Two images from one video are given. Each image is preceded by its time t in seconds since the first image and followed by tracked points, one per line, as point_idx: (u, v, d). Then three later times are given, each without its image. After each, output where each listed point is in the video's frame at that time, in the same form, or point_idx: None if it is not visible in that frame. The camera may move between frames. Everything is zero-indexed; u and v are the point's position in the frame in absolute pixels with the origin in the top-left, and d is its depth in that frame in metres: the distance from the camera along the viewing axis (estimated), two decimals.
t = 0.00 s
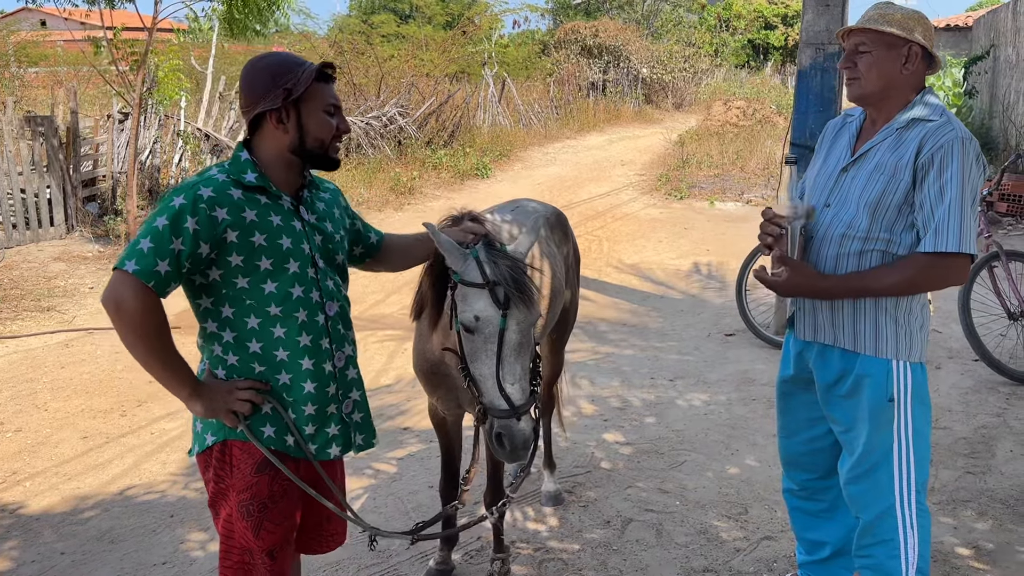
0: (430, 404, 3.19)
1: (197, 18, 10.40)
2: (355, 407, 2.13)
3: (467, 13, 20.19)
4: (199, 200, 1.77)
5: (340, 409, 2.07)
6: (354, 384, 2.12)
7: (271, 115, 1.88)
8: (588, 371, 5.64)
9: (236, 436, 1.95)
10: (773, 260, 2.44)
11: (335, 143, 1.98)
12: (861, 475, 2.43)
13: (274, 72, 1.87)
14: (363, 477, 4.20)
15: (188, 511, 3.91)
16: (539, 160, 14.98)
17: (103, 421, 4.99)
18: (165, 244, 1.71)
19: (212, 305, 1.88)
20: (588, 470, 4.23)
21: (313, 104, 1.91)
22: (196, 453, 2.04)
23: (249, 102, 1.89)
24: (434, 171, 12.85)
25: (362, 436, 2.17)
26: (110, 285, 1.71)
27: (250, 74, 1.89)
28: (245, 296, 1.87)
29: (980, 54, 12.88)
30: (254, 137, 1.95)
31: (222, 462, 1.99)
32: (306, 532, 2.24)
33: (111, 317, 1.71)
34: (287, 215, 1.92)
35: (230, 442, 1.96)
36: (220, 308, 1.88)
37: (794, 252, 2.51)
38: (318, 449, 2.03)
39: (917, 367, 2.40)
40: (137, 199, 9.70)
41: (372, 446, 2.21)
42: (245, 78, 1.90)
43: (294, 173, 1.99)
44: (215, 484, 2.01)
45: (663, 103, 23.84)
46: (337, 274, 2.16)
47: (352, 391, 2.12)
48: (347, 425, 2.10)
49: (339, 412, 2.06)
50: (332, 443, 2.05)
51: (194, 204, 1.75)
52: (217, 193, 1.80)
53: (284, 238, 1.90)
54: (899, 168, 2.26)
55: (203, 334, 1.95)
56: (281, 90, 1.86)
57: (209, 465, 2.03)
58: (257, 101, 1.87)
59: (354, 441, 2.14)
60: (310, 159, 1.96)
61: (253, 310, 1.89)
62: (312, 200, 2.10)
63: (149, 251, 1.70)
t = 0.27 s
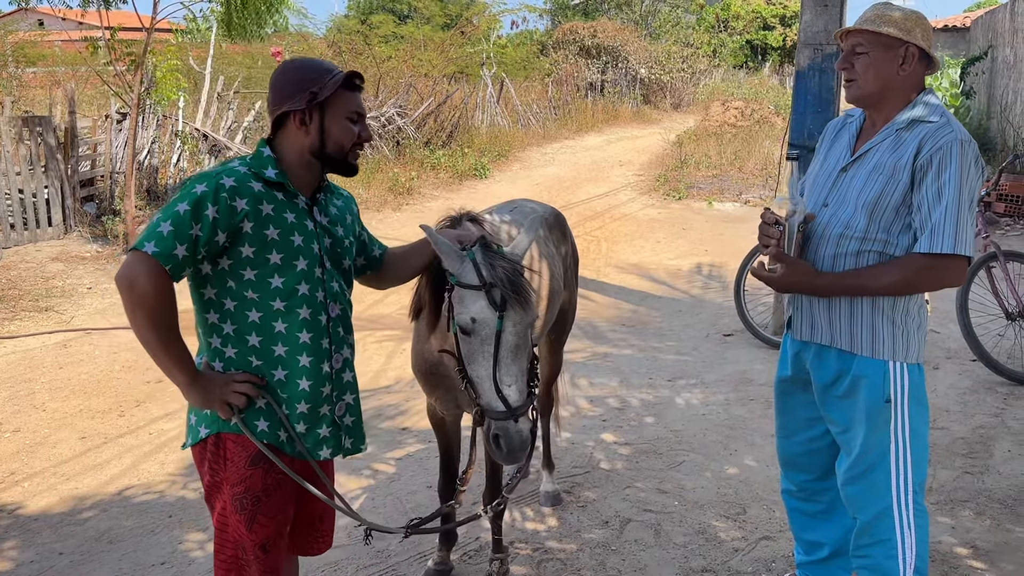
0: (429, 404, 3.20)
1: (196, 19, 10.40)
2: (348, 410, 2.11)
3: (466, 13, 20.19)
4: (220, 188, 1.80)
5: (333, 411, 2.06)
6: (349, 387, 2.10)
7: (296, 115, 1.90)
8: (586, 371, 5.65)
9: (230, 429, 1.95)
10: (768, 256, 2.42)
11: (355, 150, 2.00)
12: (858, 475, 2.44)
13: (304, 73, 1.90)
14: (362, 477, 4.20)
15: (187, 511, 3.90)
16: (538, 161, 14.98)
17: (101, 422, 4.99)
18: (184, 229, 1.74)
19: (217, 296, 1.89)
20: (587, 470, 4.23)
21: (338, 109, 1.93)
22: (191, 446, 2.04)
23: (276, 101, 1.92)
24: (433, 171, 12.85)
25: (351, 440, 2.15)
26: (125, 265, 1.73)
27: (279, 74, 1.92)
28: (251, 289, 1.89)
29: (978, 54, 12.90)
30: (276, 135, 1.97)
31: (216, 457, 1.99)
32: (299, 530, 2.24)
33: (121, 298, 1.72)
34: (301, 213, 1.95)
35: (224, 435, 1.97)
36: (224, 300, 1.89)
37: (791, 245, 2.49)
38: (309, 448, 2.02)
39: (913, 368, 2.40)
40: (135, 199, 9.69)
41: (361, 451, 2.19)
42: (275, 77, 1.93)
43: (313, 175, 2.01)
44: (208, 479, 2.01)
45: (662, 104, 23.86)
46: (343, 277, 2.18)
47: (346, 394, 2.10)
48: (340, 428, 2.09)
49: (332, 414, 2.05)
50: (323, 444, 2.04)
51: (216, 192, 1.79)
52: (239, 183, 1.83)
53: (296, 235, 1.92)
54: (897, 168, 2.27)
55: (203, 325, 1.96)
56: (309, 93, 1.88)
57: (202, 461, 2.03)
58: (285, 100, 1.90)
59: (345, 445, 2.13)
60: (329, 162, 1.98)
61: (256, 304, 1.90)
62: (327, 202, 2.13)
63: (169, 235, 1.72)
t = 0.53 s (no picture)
0: (427, 404, 3.20)
1: (194, 18, 10.39)
2: (348, 413, 2.12)
3: (464, 13, 20.19)
4: (226, 192, 1.80)
5: (333, 413, 2.06)
6: (350, 391, 2.10)
7: (309, 120, 1.89)
8: (585, 371, 5.65)
9: (235, 427, 1.95)
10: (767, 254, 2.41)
11: (366, 158, 2.01)
12: (856, 476, 2.44)
13: (319, 78, 1.89)
14: (361, 478, 4.20)
15: (185, 511, 3.90)
16: (536, 161, 14.99)
17: (99, 422, 4.98)
18: (188, 233, 1.73)
19: (220, 297, 1.89)
20: (586, 470, 4.23)
21: (352, 117, 1.93)
22: (199, 445, 2.04)
23: (289, 105, 1.91)
24: (431, 171, 12.85)
25: (348, 442, 2.15)
26: (129, 266, 1.72)
27: (294, 78, 1.91)
28: (255, 292, 1.89)
29: (976, 55, 12.93)
30: (288, 136, 1.96)
31: (226, 455, 1.98)
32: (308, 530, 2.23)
33: (125, 299, 1.71)
34: (307, 218, 1.95)
35: (230, 434, 1.97)
36: (226, 301, 1.89)
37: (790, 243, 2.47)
38: (310, 448, 2.02)
39: (911, 368, 2.40)
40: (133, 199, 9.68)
41: (358, 453, 2.19)
42: (290, 79, 1.92)
43: (322, 180, 2.01)
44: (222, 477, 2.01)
45: (660, 104, 23.87)
46: (348, 281, 2.18)
47: (347, 397, 2.10)
48: (339, 430, 2.10)
49: (331, 416, 2.05)
50: (323, 446, 2.05)
51: (221, 196, 1.79)
52: (244, 187, 1.83)
53: (302, 240, 1.92)
54: (896, 169, 2.27)
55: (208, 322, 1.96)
56: (324, 99, 1.87)
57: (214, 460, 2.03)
58: (300, 104, 1.89)
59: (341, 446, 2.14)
60: (339, 168, 1.98)
61: (259, 306, 1.90)
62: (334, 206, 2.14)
63: (172, 238, 1.71)
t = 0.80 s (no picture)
0: (425, 403, 3.20)
1: (193, 18, 10.38)
2: (370, 412, 2.19)
3: (463, 13, 20.20)
4: (240, 204, 1.76)
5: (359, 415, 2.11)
6: (372, 389, 2.18)
7: (309, 122, 1.88)
8: (583, 371, 5.65)
9: (265, 445, 1.93)
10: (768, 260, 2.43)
11: (364, 159, 2.02)
12: (854, 476, 2.44)
13: (318, 80, 1.88)
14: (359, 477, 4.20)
15: (184, 510, 3.89)
16: (535, 161, 14.99)
17: (98, 421, 4.97)
18: (207, 250, 1.69)
19: (235, 311, 1.86)
20: (584, 470, 4.24)
21: (352, 118, 1.92)
22: (220, 467, 1.99)
23: (287, 107, 1.89)
24: (430, 171, 12.85)
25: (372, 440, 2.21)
26: (146, 291, 1.66)
27: (290, 79, 1.89)
28: (274, 303, 1.88)
29: (974, 55, 12.95)
30: (285, 139, 1.93)
31: (252, 474, 1.96)
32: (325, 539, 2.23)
33: (148, 328, 1.65)
34: (318, 221, 1.95)
35: (259, 452, 1.94)
36: (244, 315, 1.87)
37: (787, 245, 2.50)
38: (337, 453, 2.06)
39: (909, 368, 2.40)
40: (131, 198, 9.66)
41: (382, 450, 2.26)
42: (284, 81, 1.90)
43: (320, 181, 2.00)
44: (247, 496, 1.97)
45: (659, 104, 23.88)
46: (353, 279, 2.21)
47: (369, 396, 2.18)
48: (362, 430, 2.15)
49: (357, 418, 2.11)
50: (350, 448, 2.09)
51: (236, 209, 1.75)
52: (256, 197, 1.80)
53: (318, 245, 1.93)
54: (894, 170, 2.27)
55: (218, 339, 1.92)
56: (326, 101, 1.87)
57: (238, 479, 1.99)
58: (298, 107, 1.87)
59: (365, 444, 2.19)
60: (338, 169, 1.98)
61: (280, 317, 1.90)
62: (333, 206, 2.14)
63: (193, 257, 1.67)
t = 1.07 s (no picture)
0: (424, 402, 3.20)
1: (192, 17, 10.38)
2: (383, 414, 2.19)
3: (462, 13, 20.20)
4: (260, 214, 1.74)
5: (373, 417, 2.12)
6: (384, 390, 2.18)
7: (326, 128, 1.86)
8: (582, 371, 5.65)
9: (281, 453, 1.93)
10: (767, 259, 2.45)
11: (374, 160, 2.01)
12: (853, 476, 2.44)
13: (335, 85, 1.85)
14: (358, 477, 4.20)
15: (183, 510, 3.89)
16: (534, 160, 15.00)
17: (96, 420, 4.97)
18: (231, 264, 1.67)
19: (252, 320, 1.84)
20: (583, 469, 4.24)
21: (367, 123, 1.91)
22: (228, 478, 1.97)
23: (300, 110, 1.85)
24: (429, 170, 12.84)
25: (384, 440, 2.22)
26: (167, 307, 1.63)
27: (304, 83, 1.85)
28: (292, 311, 1.87)
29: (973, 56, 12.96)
30: (296, 144, 1.90)
31: (265, 482, 1.95)
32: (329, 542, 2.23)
33: (171, 345, 1.63)
34: (330, 224, 1.94)
35: (274, 461, 1.94)
36: (261, 324, 1.85)
37: (786, 246, 2.52)
38: (351, 459, 2.06)
39: (907, 368, 2.40)
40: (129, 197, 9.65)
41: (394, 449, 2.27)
42: (296, 83, 1.86)
43: (327, 184, 1.98)
44: (257, 504, 1.96)
45: (657, 104, 23.90)
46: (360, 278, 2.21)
47: (381, 398, 2.18)
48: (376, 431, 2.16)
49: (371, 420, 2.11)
50: (365, 452, 2.09)
51: (257, 220, 1.73)
52: (275, 207, 1.78)
53: (334, 251, 1.92)
54: (894, 170, 2.28)
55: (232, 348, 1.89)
56: (344, 107, 1.85)
57: (246, 486, 1.97)
58: (314, 111, 1.84)
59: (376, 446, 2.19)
60: (348, 172, 1.97)
61: (298, 325, 1.88)
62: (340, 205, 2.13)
63: (217, 273, 1.65)
